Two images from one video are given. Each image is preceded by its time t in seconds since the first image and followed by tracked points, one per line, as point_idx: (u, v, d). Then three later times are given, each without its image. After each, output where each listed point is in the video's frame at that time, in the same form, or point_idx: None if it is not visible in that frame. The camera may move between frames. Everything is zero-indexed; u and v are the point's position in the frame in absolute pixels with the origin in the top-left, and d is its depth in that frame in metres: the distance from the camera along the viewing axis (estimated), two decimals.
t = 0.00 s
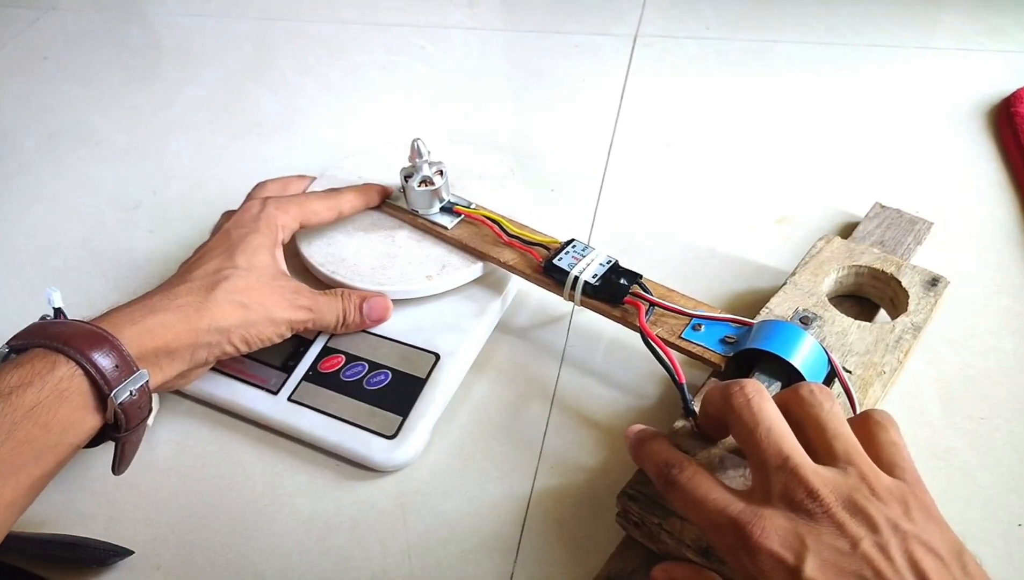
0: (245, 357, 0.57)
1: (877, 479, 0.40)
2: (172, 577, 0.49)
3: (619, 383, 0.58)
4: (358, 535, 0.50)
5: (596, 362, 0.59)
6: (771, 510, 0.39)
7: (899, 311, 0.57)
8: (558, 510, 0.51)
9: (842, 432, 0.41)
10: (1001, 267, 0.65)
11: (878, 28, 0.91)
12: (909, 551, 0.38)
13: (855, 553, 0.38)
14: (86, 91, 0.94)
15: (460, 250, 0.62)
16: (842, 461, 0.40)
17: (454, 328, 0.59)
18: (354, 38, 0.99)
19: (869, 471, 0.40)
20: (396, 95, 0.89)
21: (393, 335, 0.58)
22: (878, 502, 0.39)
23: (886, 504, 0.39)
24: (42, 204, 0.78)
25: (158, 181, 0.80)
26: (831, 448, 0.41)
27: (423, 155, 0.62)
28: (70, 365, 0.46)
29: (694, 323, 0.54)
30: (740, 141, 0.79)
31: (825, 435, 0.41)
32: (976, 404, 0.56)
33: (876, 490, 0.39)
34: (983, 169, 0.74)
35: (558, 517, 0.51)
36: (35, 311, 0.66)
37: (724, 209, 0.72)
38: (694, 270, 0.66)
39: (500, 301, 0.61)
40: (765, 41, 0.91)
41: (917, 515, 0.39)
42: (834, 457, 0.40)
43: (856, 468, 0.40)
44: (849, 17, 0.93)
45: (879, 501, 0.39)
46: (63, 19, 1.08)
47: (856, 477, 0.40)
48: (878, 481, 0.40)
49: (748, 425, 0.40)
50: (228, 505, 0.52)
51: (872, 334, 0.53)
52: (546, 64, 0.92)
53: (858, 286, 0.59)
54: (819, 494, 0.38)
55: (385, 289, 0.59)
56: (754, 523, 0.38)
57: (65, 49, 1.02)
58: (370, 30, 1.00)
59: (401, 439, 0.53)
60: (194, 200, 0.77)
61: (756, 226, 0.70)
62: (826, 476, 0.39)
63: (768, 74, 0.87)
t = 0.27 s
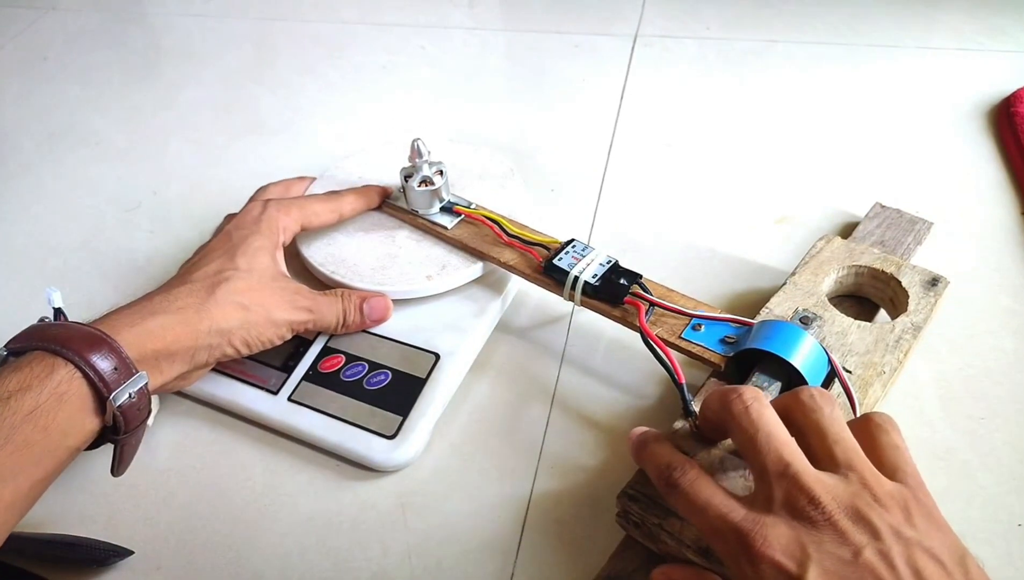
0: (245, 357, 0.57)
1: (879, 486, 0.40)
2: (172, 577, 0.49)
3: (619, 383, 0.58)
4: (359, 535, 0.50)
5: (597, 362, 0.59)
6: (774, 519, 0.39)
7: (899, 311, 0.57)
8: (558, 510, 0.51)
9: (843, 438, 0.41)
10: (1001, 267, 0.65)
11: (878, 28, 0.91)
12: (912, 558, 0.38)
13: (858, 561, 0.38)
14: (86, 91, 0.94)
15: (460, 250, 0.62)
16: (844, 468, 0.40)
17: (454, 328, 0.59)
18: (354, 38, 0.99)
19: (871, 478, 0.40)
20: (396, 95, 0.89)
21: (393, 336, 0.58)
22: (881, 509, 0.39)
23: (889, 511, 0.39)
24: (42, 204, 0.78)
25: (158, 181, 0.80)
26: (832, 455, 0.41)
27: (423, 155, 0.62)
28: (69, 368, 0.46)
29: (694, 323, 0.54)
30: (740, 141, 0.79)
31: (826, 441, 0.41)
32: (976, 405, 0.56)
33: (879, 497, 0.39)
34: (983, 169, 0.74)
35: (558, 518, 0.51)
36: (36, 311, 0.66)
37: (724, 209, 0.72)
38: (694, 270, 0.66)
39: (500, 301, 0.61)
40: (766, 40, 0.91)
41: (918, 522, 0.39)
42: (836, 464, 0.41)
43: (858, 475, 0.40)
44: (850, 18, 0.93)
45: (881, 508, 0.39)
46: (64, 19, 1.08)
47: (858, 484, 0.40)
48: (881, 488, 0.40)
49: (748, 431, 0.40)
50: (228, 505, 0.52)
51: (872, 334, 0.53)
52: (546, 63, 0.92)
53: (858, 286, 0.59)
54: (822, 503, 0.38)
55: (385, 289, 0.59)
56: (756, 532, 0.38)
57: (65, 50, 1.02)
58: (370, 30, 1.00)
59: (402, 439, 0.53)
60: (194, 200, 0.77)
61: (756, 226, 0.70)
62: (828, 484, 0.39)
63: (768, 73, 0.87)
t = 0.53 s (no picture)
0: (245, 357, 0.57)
1: (915, 499, 0.40)
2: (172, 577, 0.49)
3: (619, 383, 0.58)
4: (359, 535, 0.50)
5: (597, 362, 0.59)
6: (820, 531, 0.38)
7: (899, 311, 0.57)
8: (558, 510, 0.51)
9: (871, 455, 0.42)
10: (1001, 267, 0.65)
11: (878, 28, 0.91)
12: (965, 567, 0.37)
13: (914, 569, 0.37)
14: (85, 91, 0.94)
15: (460, 250, 0.62)
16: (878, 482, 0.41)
17: (454, 328, 0.59)
18: (354, 38, 0.99)
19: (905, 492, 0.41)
20: (396, 95, 0.89)
21: (393, 336, 0.58)
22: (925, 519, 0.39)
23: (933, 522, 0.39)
24: (42, 204, 0.78)
25: (158, 181, 0.80)
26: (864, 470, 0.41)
27: (423, 155, 0.62)
28: (69, 367, 0.46)
29: (694, 323, 0.54)
30: (740, 141, 0.79)
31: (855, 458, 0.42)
32: (976, 405, 0.56)
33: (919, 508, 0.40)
34: (983, 169, 0.74)
35: (558, 518, 0.51)
36: (36, 311, 0.66)
37: (724, 209, 0.72)
38: (694, 270, 0.66)
39: (500, 301, 0.61)
40: (766, 40, 0.91)
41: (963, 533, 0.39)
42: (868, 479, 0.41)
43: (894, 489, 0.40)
44: (849, 18, 0.93)
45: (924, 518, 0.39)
46: (64, 19, 1.08)
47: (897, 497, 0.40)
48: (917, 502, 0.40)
49: (779, 445, 0.41)
50: (228, 505, 0.52)
51: (872, 334, 0.53)
52: (546, 63, 0.92)
53: (858, 287, 0.59)
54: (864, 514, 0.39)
55: (385, 289, 0.59)
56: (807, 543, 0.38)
57: (65, 50, 1.02)
58: (370, 30, 1.00)
59: (402, 439, 0.53)
60: (194, 200, 0.77)
61: (756, 226, 0.70)
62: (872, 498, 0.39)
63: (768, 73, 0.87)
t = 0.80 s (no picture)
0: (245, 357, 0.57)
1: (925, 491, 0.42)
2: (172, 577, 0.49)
3: (620, 383, 0.58)
4: (358, 536, 0.50)
5: (596, 361, 0.59)
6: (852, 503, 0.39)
7: (899, 311, 0.57)
8: (558, 510, 0.51)
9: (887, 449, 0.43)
10: (1001, 267, 0.65)
11: (878, 28, 0.91)
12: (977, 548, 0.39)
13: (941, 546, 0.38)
14: (86, 91, 0.94)
15: (459, 250, 0.62)
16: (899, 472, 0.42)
17: (453, 328, 0.59)
18: (354, 38, 0.99)
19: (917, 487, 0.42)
20: (396, 95, 0.89)
21: (392, 336, 0.58)
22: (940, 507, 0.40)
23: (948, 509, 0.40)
24: (42, 204, 0.78)
25: (157, 181, 0.80)
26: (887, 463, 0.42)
27: (423, 155, 0.62)
28: (70, 376, 0.46)
29: (693, 323, 0.54)
30: (740, 141, 0.79)
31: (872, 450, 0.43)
32: (976, 405, 0.56)
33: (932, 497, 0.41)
34: (984, 169, 0.74)
35: (558, 517, 0.51)
36: (35, 312, 0.66)
37: (724, 209, 0.72)
38: (694, 270, 0.66)
39: (499, 301, 0.61)
40: (766, 40, 0.91)
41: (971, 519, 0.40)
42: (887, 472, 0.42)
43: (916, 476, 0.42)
44: (849, 17, 0.93)
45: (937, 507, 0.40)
46: (63, 19, 1.08)
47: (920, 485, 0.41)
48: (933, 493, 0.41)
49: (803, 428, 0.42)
50: (228, 505, 0.52)
51: (872, 334, 0.53)
52: (546, 63, 0.92)
53: (858, 286, 0.59)
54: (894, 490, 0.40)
55: (385, 289, 0.59)
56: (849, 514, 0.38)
57: (65, 50, 1.02)
58: (370, 30, 1.00)
59: (401, 439, 0.53)
60: (194, 200, 0.77)
61: (756, 226, 0.70)
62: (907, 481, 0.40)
63: (768, 73, 0.87)
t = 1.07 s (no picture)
0: (245, 357, 0.57)
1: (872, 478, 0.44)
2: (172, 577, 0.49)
3: (619, 383, 0.58)
4: (358, 536, 0.50)
5: (596, 361, 0.59)
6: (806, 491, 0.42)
7: (899, 311, 0.57)
8: (558, 510, 0.51)
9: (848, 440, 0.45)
10: (1001, 267, 0.65)
11: (878, 28, 0.91)
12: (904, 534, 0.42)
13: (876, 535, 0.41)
14: (86, 91, 0.94)
15: (459, 250, 0.62)
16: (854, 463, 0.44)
17: (453, 328, 0.59)
18: (354, 38, 0.99)
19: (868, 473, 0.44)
20: (396, 95, 0.89)
21: (392, 336, 0.58)
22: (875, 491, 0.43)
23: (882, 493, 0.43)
24: (42, 204, 0.78)
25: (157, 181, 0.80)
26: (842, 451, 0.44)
27: (423, 155, 0.63)
28: None
29: (693, 324, 0.54)
30: (740, 141, 0.79)
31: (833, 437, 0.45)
32: (976, 405, 0.56)
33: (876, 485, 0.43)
34: (984, 169, 0.74)
35: (557, 517, 0.51)
36: (35, 311, 0.66)
37: (724, 209, 0.72)
38: (694, 270, 0.66)
39: (500, 301, 0.61)
40: (767, 40, 0.91)
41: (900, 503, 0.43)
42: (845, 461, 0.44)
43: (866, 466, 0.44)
44: (850, 17, 0.93)
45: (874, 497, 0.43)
46: (63, 19, 1.08)
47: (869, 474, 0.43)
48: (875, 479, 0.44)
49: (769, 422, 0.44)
50: (228, 505, 0.52)
51: (872, 334, 0.53)
52: (546, 63, 0.92)
53: (858, 286, 0.59)
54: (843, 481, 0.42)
55: (385, 289, 0.59)
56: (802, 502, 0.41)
57: (65, 49, 1.02)
58: (370, 30, 1.00)
59: (401, 438, 0.53)
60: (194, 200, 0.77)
61: (755, 226, 0.70)
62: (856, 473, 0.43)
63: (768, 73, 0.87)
